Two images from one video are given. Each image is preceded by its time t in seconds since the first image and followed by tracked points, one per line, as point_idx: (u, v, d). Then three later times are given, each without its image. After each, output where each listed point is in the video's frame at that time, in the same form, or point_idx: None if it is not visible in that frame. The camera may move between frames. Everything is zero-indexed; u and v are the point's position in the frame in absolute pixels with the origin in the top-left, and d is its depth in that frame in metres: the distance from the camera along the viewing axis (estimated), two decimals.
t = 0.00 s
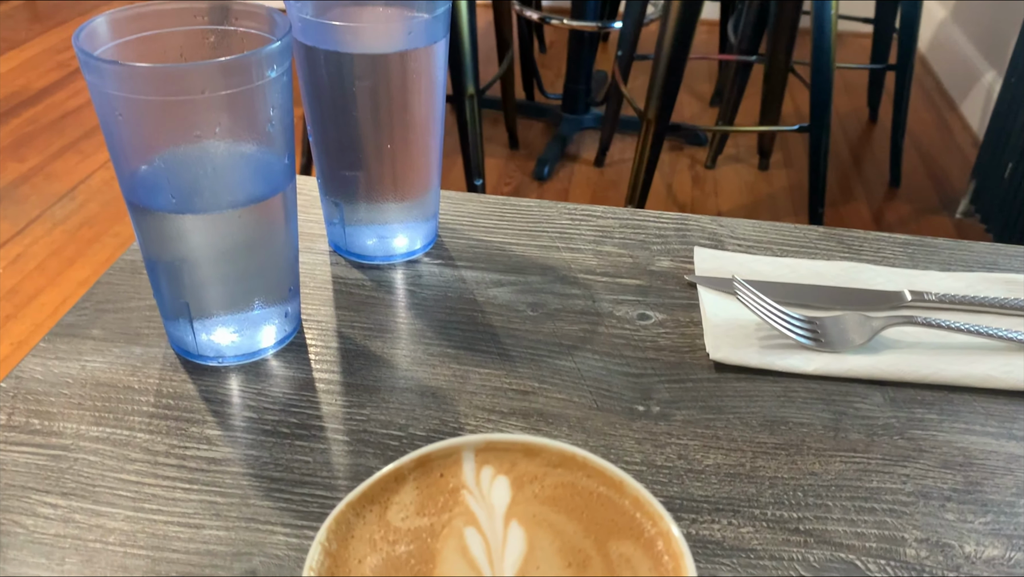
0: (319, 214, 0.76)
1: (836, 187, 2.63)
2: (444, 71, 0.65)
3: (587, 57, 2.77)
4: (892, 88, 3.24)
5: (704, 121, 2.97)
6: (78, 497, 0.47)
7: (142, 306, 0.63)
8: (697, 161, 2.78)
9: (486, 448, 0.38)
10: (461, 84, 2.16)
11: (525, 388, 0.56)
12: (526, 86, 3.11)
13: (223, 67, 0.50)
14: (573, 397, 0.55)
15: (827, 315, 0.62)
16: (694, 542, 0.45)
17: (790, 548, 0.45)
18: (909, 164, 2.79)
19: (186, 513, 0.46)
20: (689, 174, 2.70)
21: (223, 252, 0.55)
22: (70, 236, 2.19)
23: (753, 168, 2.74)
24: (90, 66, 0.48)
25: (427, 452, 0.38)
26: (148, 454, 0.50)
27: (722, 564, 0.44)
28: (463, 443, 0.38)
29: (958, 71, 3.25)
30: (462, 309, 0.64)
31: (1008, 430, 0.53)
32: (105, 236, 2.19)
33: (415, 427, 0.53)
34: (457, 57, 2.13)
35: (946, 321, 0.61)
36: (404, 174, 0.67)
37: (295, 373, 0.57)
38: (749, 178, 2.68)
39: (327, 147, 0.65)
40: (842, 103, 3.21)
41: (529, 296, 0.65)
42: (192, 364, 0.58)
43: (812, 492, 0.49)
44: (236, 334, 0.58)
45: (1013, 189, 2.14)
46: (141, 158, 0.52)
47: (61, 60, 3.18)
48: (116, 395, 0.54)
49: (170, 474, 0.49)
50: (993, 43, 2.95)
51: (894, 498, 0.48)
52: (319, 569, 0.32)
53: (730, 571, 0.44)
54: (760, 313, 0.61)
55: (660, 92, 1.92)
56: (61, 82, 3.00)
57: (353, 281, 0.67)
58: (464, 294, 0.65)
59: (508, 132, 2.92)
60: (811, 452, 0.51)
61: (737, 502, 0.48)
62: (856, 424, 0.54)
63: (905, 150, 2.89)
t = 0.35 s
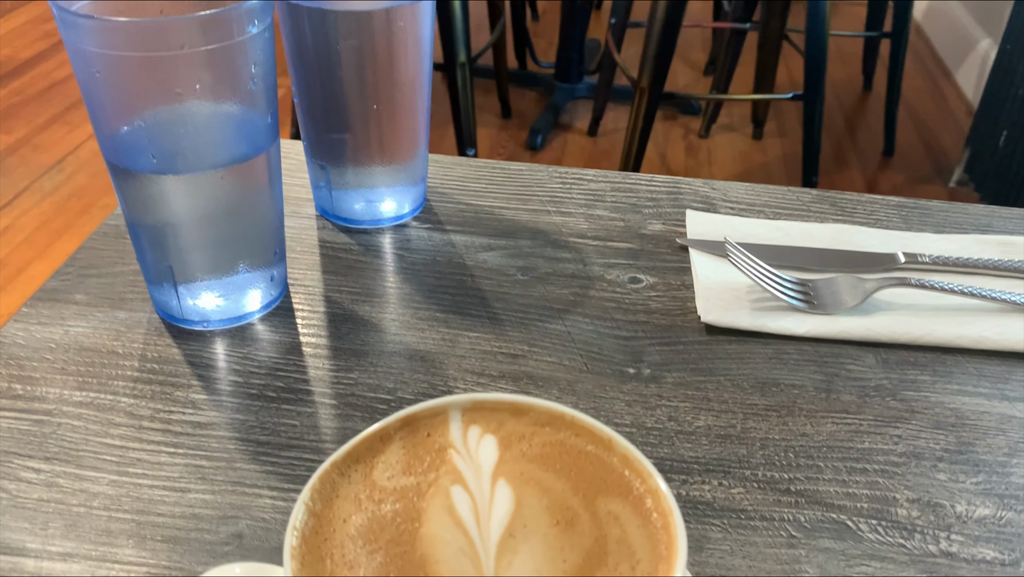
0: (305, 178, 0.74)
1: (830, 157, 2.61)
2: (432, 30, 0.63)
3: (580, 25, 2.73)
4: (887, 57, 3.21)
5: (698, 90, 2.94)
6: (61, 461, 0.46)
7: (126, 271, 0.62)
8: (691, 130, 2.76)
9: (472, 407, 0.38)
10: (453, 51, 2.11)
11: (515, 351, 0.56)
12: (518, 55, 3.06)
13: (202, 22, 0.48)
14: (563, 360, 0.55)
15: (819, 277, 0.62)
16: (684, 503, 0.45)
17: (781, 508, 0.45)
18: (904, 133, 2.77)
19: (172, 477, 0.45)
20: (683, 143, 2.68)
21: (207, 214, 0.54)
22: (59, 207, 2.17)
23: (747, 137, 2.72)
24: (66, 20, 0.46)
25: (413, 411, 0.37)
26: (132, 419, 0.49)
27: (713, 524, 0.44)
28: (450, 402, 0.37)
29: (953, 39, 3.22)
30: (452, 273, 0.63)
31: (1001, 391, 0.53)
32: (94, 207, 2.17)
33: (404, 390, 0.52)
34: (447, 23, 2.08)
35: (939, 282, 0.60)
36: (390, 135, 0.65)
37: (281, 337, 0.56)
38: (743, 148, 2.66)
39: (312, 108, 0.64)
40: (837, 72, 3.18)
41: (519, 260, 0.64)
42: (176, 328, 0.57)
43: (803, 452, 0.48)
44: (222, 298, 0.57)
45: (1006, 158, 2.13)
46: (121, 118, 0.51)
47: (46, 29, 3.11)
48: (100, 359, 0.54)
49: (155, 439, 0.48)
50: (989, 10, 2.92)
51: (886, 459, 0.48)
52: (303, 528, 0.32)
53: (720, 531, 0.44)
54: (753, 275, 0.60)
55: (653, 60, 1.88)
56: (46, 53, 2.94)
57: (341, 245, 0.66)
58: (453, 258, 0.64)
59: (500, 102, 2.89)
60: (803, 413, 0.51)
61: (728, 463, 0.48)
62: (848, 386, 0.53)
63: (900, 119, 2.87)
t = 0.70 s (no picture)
0: (290, 142, 0.73)
1: (825, 125, 2.59)
2: None
3: None
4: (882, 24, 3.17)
5: (692, 59, 2.90)
6: (43, 427, 0.46)
7: (108, 236, 0.61)
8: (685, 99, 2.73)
9: (457, 364, 0.37)
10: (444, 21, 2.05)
11: (503, 314, 0.55)
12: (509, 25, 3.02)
13: None
14: (553, 322, 0.54)
15: (812, 237, 0.61)
16: (674, 462, 0.45)
17: (773, 466, 0.45)
18: (899, 101, 2.74)
19: (155, 443, 0.45)
20: (677, 113, 2.65)
21: (187, 174, 0.53)
22: (47, 184, 2.14)
23: (741, 106, 2.69)
24: None
25: (397, 368, 0.36)
26: (115, 384, 0.48)
27: (704, 483, 0.44)
28: (434, 359, 0.37)
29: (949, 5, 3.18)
30: (439, 236, 0.62)
31: (995, 348, 0.53)
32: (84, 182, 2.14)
33: (391, 354, 0.51)
34: None
35: (934, 241, 0.60)
36: (374, 96, 0.64)
37: (266, 302, 0.55)
38: (737, 117, 2.63)
39: (293, 69, 0.62)
40: (831, 40, 3.15)
41: (508, 223, 0.63)
42: (159, 294, 0.56)
43: (795, 411, 0.48)
44: (204, 262, 0.56)
45: (1001, 123, 2.11)
46: (96, 78, 0.50)
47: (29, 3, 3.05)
48: (82, 325, 0.53)
49: (138, 404, 0.47)
50: None
51: (879, 417, 0.48)
52: (284, 486, 0.31)
53: (711, 490, 0.43)
54: (745, 235, 0.60)
55: (646, 27, 1.85)
56: (30, 26, 2.89)
57: (326, 209, 0.65)
58: (441, 222, 0.63)
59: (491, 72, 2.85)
60: (795, 371, 0.51)
61: (718, 423, 0.47)
62: (841, 344, 0.53)
63: (895, 87, 2.84)
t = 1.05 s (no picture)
0: (277, 113, 0.72)
1: (821, 96, 2.57)
2: None
3: None
4: None
5: (687, 30, 2.87)
6: (29, 400, 0.45)
7: (93, 209, 0.60)
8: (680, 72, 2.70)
9: (445, 330, 0.36)
10: None
11: (495, 283, 0.54)
12: None
13: None
14: (545, 291, 0.54)
15: (805, 202, 0.61)
16: (666, 427, 0.44)
17: (766, 431, 0.44)
18: (895, 72, 2.72)
19: (143, 414, 0.44)
20: (672, 86, 2.62)
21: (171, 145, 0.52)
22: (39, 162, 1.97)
23: (737, 78, 2.67)
24: None
25: (384, 334, 0.36)
26: (102, 357, 0.48)
27: (697, 448, 0.43)
28: (421, 325, 0.36)
29: None
30: (429, 205, 0.61)
31: (989, 311, 0.52)
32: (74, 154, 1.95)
33: (381, 324, 0.51)
34: None
35: (929, 204, 0.59)
36: (361, 64, 0.62)
37: (254, 273, 0.55)
38: (733, 89, 2.61)
39: (278, 37, 0.61)
40: (827, 10, 3.11)
41: (499, 192, 0.63)
42: (146, 267, 0.55)
43: (789, 375, 0.48)
44: (191, 234, 0.55)
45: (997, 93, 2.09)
46: (76, 47, 0.49)
47: None
48: (68, 298, 0.52)
49: (126, 376, 0.47)
50: None
51: (873, 380, 0.48)
52: (269, 452, 0.30)
53: (704, 454, 0.43)
54: (738, 200, 0.59)
55: None
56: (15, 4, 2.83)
57: (314, 180, 0.64)
58: (431, 191, 0.62)
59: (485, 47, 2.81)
60: (788, 336, 0.50)
61: (711, 388, 0.47)
62: (835, 309, 0.52)
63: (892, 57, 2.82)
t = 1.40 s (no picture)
0: (266, 77, 0.70)
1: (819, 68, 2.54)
2: None
3: None
4: None
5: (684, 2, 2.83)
6: (17, 363, 0.45)
7: (80, 174, 0.59)
8: (677, 43, 2.67)
9: (436, 286, 0.36)
10: None
11: (488, 245, 0.53)
12: None
13: None
14: (538, 253, 0.53)
15: (802, 163, 0.60)
16: (660, 386, 0.44)
17: (761, 389, 0.44)
18: (894, 42, 2.69)
19: (132, 377, 0.44)
20: (669, 58, 2.59)
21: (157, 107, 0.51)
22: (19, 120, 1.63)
23: (734, 50, 2.64)
24: None
25: (374, 289, 0.35)
26: (90, 320, 0.47)
27: (691, 407, 0.43)
28: (411, 280, 0.36)
29: None
30: (421, 168, 0.60)
31: (988, 270, 0.52)
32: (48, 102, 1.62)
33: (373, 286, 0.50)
34: None
35: (927, 163, 0.58)
36: (350, 25, 0.61)
37: (243, 236, 0.54)
38: (730, 61, 2.58)
39: None
40: None
41: (491, 154, 0.62)
42: (134, 231, 0.55)
43: (785, 334, 0.47)
44: (179, 197, 0.54)
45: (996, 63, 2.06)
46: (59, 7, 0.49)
47: None
48: (55, 263, 0.51)
49: (114, 339, 0.46)
50: None
51: (870, 338, 0.47)
52: (257, 405, 0.30)
53: (698, 413, 0.43)
54: (734, 161, 0.58)
55: None
56: None
57: (304, 143, 0.63)
58: (423, 154, 0.61)
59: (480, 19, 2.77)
60: (784, 296, 0.50)
61: (706, 347, 0.46)
62: (831, 269, 0.52)
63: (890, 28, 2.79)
